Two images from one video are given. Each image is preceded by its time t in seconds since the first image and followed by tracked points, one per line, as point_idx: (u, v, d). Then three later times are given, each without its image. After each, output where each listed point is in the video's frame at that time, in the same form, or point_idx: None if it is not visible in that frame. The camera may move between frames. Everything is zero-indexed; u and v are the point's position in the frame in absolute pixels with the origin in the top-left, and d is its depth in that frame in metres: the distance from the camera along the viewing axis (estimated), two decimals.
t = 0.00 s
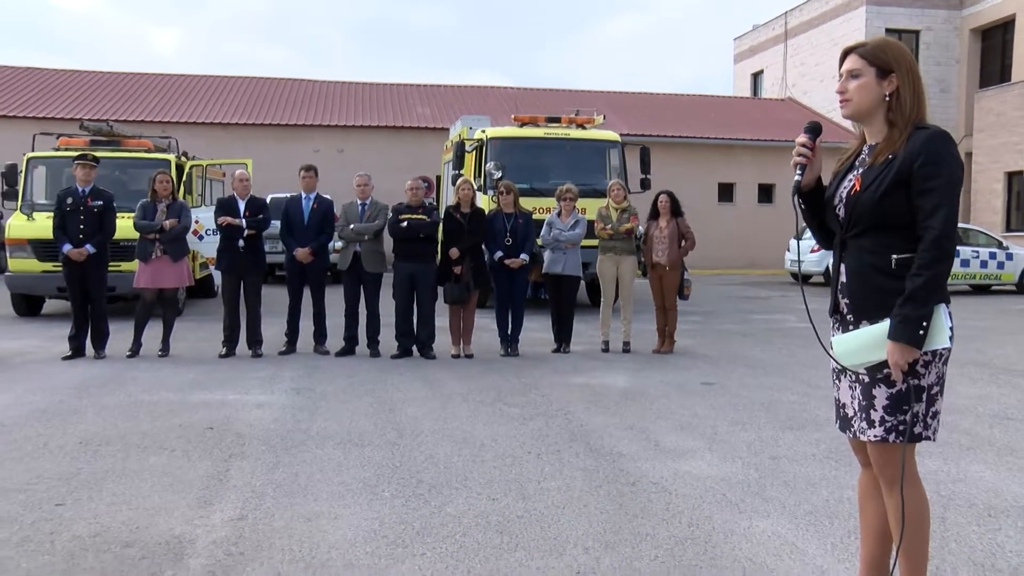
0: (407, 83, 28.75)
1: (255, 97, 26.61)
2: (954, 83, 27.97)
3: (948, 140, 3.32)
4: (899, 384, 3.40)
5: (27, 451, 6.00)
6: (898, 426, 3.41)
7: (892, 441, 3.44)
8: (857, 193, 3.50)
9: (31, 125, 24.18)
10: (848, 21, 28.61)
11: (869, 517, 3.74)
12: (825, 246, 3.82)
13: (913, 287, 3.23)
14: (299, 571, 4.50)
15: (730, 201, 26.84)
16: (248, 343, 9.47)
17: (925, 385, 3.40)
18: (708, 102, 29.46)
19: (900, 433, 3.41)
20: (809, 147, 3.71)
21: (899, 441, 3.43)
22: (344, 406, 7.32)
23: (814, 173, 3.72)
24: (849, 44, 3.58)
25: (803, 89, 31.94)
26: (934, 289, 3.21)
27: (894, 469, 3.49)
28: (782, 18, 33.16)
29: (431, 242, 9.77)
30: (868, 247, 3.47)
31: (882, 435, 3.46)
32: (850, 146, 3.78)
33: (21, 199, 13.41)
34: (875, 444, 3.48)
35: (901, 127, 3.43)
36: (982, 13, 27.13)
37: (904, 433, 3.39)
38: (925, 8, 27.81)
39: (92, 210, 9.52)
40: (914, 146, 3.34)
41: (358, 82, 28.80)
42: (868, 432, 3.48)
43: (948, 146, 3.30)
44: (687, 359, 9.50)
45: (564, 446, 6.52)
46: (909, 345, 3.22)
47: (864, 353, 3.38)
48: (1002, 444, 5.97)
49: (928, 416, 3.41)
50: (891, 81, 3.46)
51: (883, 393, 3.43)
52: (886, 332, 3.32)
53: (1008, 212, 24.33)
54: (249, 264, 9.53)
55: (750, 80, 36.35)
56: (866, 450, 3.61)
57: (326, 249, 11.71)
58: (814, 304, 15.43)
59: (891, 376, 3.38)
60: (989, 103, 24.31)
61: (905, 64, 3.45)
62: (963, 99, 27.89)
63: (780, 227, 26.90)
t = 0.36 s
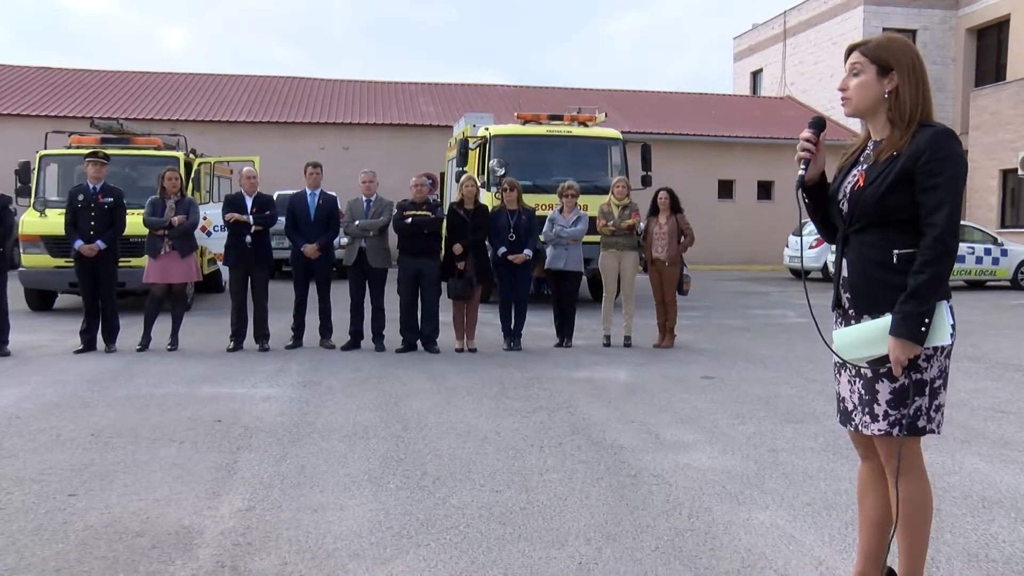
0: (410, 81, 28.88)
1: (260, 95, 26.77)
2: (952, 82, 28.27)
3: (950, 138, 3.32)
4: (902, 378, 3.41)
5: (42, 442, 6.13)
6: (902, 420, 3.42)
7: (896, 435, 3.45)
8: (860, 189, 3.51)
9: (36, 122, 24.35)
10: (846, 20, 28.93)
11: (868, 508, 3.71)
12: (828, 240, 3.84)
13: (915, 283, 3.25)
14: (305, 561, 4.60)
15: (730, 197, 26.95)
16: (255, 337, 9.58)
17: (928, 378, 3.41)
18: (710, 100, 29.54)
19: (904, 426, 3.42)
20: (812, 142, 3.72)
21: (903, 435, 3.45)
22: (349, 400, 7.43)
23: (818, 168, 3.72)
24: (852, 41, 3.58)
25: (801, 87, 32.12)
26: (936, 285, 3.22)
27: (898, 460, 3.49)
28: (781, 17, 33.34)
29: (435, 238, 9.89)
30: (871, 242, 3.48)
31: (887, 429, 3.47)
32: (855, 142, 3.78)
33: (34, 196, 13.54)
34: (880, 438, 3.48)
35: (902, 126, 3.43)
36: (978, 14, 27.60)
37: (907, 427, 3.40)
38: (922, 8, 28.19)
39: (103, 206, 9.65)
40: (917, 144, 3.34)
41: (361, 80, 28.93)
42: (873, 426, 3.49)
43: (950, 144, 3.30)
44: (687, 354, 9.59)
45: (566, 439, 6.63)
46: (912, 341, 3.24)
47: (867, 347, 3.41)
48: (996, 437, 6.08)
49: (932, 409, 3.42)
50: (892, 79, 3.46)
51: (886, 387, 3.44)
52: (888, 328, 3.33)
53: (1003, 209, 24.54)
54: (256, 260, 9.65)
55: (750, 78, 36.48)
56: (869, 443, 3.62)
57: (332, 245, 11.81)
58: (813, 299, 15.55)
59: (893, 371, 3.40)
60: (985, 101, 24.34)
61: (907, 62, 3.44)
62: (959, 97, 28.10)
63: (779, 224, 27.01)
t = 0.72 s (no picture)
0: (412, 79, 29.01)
1: (263, 94, 26.91)
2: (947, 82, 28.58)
3: (957, 137, 3.30)
4: (908, 375, 3.41)
5: (54, 435, 6.25)
6: (908, 416, 3.42)
7: (901, 430, 3.45)
8: (866, 187, 3.49)
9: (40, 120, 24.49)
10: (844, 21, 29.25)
11: (869, 504, 3.73)
12: (833, 237, 3.82)
13: (922, 282, 3.23)
14: (311, 552, 4.70)
15: (729, 195, 27.03)
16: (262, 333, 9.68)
17: (933, 374, 3.42)
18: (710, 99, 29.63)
19: (909, 422, 3.43)
20: (817, 140, 3.71)
21: (909, 431, 3.45)
22: (355, 394, 7.54)
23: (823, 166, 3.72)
24: (858, 39, 3.57)
25: (800, 87, 32.31)
26: (944, 284, 3.20)
27: (908, 453, 3.50)
28: (780, 17, 33.52)
29: (439, 234, 9.99)
30: (877, 240, 3.46)
31: (892, 424, 3.46)
32: (861, 140, 3.77)
33: (46, 194, 13.66)
34: (886, 434, 3.48)
35: (907, 125, 3.42)
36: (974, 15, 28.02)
37: (913, 423, 3.40)
38: (918, 9, 28.61)
39: (113, 204, 9.74)
40: (924, 142, 3.32)
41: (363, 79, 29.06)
42: (878, 422, 3.48)
43: (957, 143, 3.29)
44: (687, 349, 9.68)
45: (568, 433, 6.73)
46: (921, 339, 3.22)
47: (873, 348, 3.38)
48: (991, 431, 6.20)
49: (937, 405, 3.43)
50: (899, 78, 3.44)
51: (892, 384, 3.43)
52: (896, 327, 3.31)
53: (997, 207, 24.78)
54: (264, 256, 9.74)
55: (749, 77, 36.63)
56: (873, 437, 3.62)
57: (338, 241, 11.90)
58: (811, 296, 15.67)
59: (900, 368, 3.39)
60: (980, 101, 24.53)
61: (914, 61, 3.43)
62: (954, 98, 28.43)
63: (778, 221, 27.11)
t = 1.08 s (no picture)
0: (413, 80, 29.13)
1: (266, 95, 27.03)
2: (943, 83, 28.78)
3: (961, 137, 3.38)
4: (908, 372, 3.48)
5: (66, 429, 6.36)
6: (908, 412, 3.49)
7: (901, 426, 3.52)
8: (870, 186, 3.56)
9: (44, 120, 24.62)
10: (841, 23, 29.42)
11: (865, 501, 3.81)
12: (834, 234, 3.90)
13: (925, 280, 3.31)
14: (317, 545, 4.81)
15: (729, 194, 27.12)
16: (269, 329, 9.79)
17: (933, 371, 3.50)
18: (710, 100, 29.72)
19: (909, 418, 3.50)
20: (822, 139, 3.77)
21: (909, 427, 3.52)
22: (359, 390, 7.65)
23: (827, 165, 3.80)
24: (866, 37, 3.62)
25: (797, 87, 32.41)
26: (945, 282, 3.28)
27: (911, 446, 3.56)
28: (778, 18, 33.65)
29: (443, 232, 10.08)
30: (879, 238, 3.54)
31: (892, 420, 3.53)
32: (864, 137, 3.83)
33: (57, 193, 13.77)
34: (887, 429, 3.55)
35: (912, 124, 3.48)
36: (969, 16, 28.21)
37: (914, 419, 3.47)
38: (913, 11, 28.86)
39: (122, 203, 9.84)
40: (929, 142, 3.39)
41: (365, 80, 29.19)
42: (878, 418, 3.55)
43: (962, 143, 3.36)
44: (687, 346, 9.78)
45: (570, 428, 6.83)
46: (923, 336, 3.29)
47: (877, 346, 3.46)
48: (985, 426, 6.31)
49: (936, 402, 3.51)
50: (906, 78, 3.50)
51: (893, 380, 3.51)
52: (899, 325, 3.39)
53: (991, 205, 24.92)
54: (271, 254, 9.85)
55: (748, 78, 36.72)
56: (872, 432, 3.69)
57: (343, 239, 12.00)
58: (810, 292, 15.77)
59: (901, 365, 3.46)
60: (974, 102, 24.69)
61: (921, 62, 3.49)
62: (951, 98, 28.61)
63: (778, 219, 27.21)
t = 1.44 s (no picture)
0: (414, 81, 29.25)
1: (268, 96, 27.15)
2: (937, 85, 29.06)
3: (958, 137, 3.45)
4: (906, 370, 3.56)
5: (75, 425, 6.48)
6: (905, 409, 3.57)
7: (899, 423, 3.60)
8: (869, 185, 3.64)
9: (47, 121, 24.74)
10: (837, 26, 29.58)
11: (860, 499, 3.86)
12: (833, 234, 3.98)
13: (921, 277, 3.37)
14: (322, 540, 4.91)
15: (727, 195, 27.22)
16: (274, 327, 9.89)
17: (930, 370, 3.58)
18: (710, 101, 29.82)
19: (906, 416, 3.58)
20: (821, 138, 3.86)
21: (906, 424, 3.60)
22: (363, 387, 7.75)
23: (825, 164, 3.88)
24: (864, 39, 3.70)
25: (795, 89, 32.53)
26: (941, 280, 3.35)
27: (908, 443, 3.64)
28: (776, 21, 33.77)
29: (445, 232, 10.19)
30: (878, 237, 3.61)
31: (890, 418, 3.62)
32: (862, 138, 3.91)
33: (67, 194, 13.90)
34: (884, 426, 3.63)
35: (910, 124, 3.56)
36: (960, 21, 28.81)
37: (912, 416, 3.55)
38: (909, 15, 29.06)
39: (129, 203, 9.95)
40: (926, 141, 3.47)
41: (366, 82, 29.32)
42: (876, 415, 3.63)
43: (958, 142, 3.44)
44: (687, 344, 9.87)
45: (571, 425, 6.93)
46: (919, 333, 3.35)
47: (876, 343, 3.53)
48: (978, 422, 6.42)
49: (933, 399, 3.59)
50: (904, 79, 3.58)
51: (891, 378, 3.58)
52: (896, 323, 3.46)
53: (985, 206, 25.04)
54: (276, 253, 9.95)
55: (746, 80, 36.81)
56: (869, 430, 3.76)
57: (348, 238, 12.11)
58: (810, 291, 15.85)
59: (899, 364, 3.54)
60: (968, 104, 24.87)
61: (919, 63, 3.57)
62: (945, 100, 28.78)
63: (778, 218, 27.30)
